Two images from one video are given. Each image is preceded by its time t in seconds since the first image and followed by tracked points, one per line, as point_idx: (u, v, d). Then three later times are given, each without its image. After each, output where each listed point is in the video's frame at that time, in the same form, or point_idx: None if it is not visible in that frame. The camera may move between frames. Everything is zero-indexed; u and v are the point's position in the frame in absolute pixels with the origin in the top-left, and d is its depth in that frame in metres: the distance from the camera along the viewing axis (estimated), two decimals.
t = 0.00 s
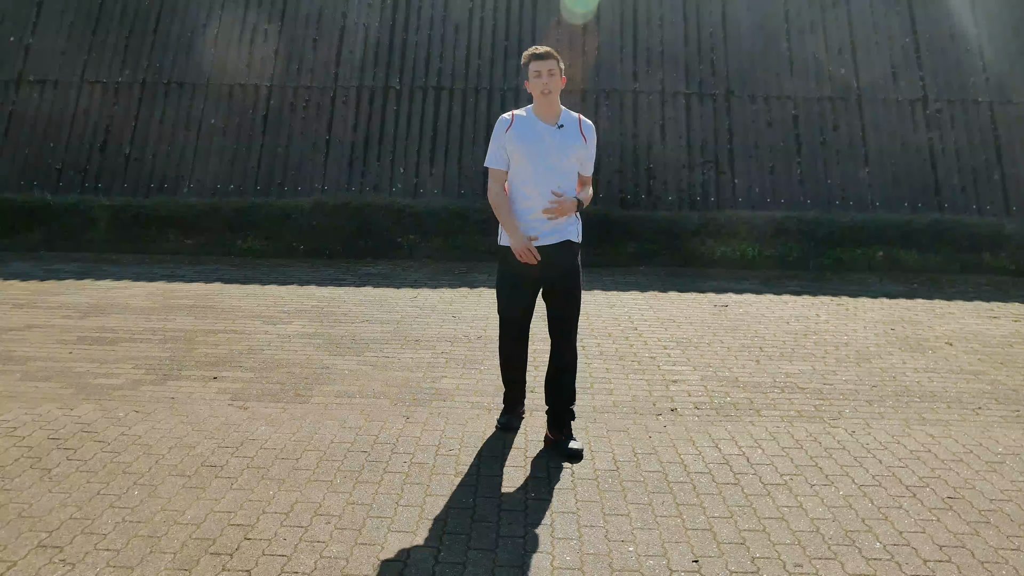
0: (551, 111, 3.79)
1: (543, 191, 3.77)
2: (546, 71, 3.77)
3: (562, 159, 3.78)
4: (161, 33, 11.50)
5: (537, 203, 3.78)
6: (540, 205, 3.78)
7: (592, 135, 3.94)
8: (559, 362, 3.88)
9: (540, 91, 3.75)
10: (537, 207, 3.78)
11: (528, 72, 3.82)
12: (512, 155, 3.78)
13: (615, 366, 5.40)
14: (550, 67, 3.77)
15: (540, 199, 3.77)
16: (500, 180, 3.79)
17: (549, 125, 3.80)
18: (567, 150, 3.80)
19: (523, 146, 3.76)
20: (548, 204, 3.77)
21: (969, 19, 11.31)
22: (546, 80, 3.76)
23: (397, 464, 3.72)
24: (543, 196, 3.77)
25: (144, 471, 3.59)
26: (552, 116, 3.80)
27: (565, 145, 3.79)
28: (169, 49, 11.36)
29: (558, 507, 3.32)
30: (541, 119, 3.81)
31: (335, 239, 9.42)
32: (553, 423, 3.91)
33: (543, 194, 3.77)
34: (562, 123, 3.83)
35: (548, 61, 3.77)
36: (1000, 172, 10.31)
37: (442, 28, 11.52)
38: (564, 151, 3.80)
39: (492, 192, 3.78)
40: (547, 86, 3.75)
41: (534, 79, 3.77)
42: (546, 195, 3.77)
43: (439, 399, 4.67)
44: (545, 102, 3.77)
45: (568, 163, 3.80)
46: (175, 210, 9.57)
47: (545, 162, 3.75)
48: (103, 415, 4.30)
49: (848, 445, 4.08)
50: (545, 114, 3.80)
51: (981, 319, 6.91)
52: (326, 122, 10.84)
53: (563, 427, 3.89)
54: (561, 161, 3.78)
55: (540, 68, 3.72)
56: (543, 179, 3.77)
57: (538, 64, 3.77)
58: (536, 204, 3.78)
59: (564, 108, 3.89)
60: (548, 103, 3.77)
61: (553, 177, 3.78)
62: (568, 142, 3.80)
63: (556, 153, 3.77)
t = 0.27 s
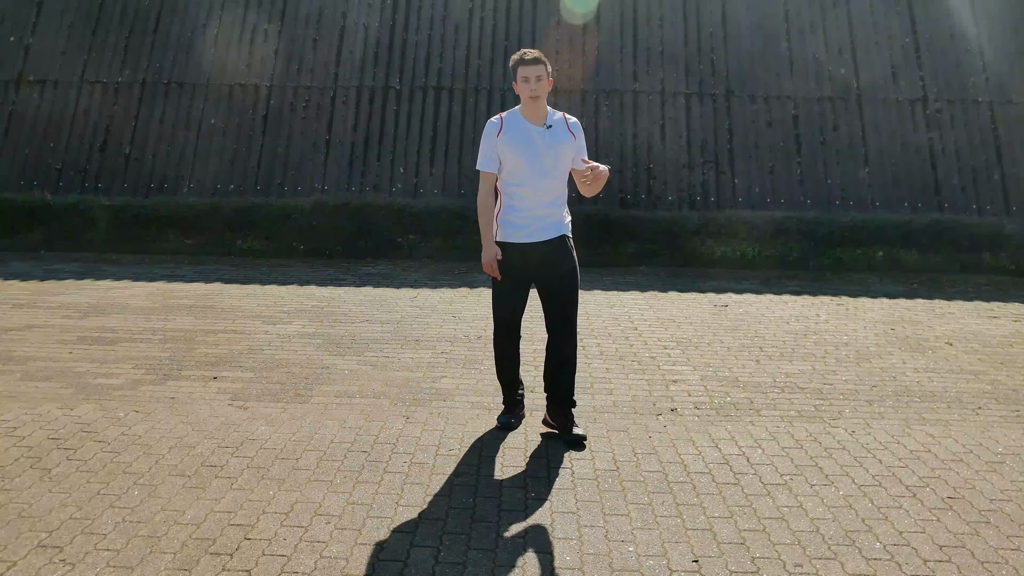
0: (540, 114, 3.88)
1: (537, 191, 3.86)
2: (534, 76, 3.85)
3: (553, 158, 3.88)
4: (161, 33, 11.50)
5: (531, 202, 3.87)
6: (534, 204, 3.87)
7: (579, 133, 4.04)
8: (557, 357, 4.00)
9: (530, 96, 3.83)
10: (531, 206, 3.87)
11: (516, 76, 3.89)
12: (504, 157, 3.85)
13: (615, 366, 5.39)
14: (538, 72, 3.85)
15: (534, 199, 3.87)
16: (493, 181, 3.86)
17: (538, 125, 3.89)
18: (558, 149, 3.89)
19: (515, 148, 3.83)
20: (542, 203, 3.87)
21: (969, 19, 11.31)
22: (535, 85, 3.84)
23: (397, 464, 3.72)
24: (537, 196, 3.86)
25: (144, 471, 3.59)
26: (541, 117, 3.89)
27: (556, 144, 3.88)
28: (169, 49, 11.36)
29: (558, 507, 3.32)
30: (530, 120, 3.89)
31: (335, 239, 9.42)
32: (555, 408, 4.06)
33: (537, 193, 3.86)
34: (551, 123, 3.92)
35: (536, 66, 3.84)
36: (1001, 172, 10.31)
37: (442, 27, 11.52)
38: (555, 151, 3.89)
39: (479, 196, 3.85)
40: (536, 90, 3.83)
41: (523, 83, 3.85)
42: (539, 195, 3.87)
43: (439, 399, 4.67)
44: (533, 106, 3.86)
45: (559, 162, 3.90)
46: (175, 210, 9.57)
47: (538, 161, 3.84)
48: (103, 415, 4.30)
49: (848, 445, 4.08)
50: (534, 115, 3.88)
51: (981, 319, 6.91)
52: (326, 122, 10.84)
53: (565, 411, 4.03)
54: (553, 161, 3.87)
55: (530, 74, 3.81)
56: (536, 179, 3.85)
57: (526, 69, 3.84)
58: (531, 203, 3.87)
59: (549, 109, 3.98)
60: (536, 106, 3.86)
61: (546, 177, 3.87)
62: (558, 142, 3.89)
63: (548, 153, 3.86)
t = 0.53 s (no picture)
0: (543, 114, 4.05)
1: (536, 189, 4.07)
2: (537, 78, 4.01)
3: (553, 157, 4.06)
4: (161, 32, 11.50)
5: (531, 199, 4.08)
6: (534, 201, 4.08)
7: (585, 130, 4.16)
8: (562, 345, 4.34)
9: (532, 96, 3.99)
10: (531, 203, 4.08)
11: (521, 78, 4.06)
12: (506, 157, 4.09)
13: (615, 366, 5.39)
14: (542, 74, 4.02)
15: (534, 196, 4.08)
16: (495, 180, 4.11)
17: (540, 125, 4.07)
18: (558, 148, 4.06)
19: (516, 148, 4.05)
20: (541, 201, 4.08)
21: (969, 19, 11.31)
22: (540, 86, 4.01)
23: (397, 464, 3.72)
24: (536, 194, 4.08)
25: (144, 471, 3.59)
26: (543, 117, 4.06)
27: (556, 144, 4.05)
28: (169, 49, 11.36)
29: (558, 507, 3.32)
30: (532, 121, 4.07)
31: (335, 239, 9.42)
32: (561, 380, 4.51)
33: (537, 191, 4.07)
34: (553, 123, 4.09)
35: (540, 69, 4.02)
36: (1000, 172, 10.31)
37: (442, 27, 11.52)
38: (555, 150, 4.06)
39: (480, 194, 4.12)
40: (539, 91, 4.00)
41: (527, 84, 4.03)
42: (539, 193, 4.08)
43: (439, 399, 4.67)
44: (538, 107, 4.03)
45: (559, 161, 4.07)
46: (175, 210, 9.57)
47: (537, 161, 4.04)
48: (103, 415, 4.30)
49: (848, 445, 4.08)
50: (537, 116, 4.06)
51: (981, 319, 6.92)
52: (325, 122, 10.84)
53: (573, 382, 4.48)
54: (552, 160, 4.06)
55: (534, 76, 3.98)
56: (536, 178, 4.06)
57: (530, 71, 4.02)
58: (531, 201, 4.09)
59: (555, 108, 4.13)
60: (540, 107, 4.03)
61: (546, 175, 4.06)
62: (558, 140, 4.06)
63: (547, 153, 4.05)
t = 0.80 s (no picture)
0: (559, 117, 4.18)
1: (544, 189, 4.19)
2: (552, 81, 4.10)
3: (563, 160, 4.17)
4: (161, 33, 11.50)
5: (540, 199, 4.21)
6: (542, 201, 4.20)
7: (600, 134, 4.22)
8: (563, 343, 4.48)
9: (547, 101, 4.11)
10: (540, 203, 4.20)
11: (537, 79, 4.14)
12: (524, 159, 4.30)
13: (615, 366, 5.39)
14: (556, 78, 4.10)
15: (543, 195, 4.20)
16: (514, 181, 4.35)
17: (554, 129, 4.19)
18: (569, 151, 4.16)
19: (530, 150, 4.24)
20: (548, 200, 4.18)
21: (969, 19, 11.31)
22: (555, 90, 4.10)
23: (397, 464, 3.72)
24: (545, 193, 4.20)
25: (144, 471, 3.60)
26: (557, 121, 4.17)
27: (566, 146, 4.16)
28: (169, 49, 11.36)
29: (558, 507, 3.32)
30: (548, 124, 4.21)
31: (335, 239, 9.43)
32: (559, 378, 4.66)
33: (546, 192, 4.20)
34: (568, 126, 4.20)
35: (555, 72, 4.08)
36: (1000, 172, 10.31)
37: (442, 28, 11.52)
38: (565, 153, 4.17)
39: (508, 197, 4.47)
40: (554, 95, 4.09)
41: (542, 87, 4.11)
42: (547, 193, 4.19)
43: (439, 399, 4.67)
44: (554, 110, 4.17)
45: (569, 163, 4.17)
46: (175, 210, 9.57)
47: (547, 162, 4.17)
48: (103, 415, 4.31)
49: (848, 445, 4.08)
50: (552, 119, 4.19)
51: (981, 319, 6.92)
52: (325, 122, 10.84)
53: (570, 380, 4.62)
54: (562, 161, 4.17)
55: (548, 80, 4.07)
56: (546, 179, 4.21)
57: (546, 74, 4.09)
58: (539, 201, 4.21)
59: (571, 111, 4.23)
60: (558, 111, 4.17)
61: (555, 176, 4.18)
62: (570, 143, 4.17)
63: (558, 155, 4.17)
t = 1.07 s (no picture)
0: (570, 114, 4.29)
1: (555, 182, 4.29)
2: (567, 79, 4.24)
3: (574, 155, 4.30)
4: (161, 33, 11.50)
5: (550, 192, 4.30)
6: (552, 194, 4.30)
7: (608, 131, 4.37)
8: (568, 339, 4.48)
9: (561, 97, 4.23)
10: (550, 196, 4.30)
11: (551, 77, 4.28)
12: (533, 152, 4.36)
13: (615, 366, 5.39)
14: (571, 76, 4.24)
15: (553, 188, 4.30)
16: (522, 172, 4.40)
17: (565, 124, 4.31)
18: (580, 146, 4.30)
19: (540, 144, 4.32)
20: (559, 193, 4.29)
21: (969, 19, 11.31)
22: (569, 88, 4.23)
23: (397, 464, 3.72)
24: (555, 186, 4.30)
25: (144, 471, 3.60)
26: (569, 117, 4.29)
27: (578, 142, 4.29)
28: (169, 49, 11.36)
29: (558, 507, 3.32)
30: (559, 120, 4.31)
31: (335, 239, 9.43)
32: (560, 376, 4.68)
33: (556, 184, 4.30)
34: (578, 122, 4.32)
35: (570, 71, 4.24)
36: (1000, 172, 10.30)
37: (442, 28, 11.52)
38: (576, 148, 4.30)
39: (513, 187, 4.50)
40: (567, 92, 4.23)
41: (556, 84, 4.25)
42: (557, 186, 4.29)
43: (439, 399, 4.67)
44: (564, 106, 4.27)
45: (580, 157, 4.29)
46: (175, 210, 9.57)
47: (558, 156, 4.27)
48: (103, 415, 4.31)
49: (848, 445, 4.08)
50: (563, 115, 4.30)
51: (981, 319, 6.92)
52: (325, 122, 10.84)
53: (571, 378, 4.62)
54: (573, 156, 4.29)
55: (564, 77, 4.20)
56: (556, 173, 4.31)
57: (561, 71, 4.23)
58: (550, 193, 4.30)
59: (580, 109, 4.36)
60: (569, 107, 4.27)
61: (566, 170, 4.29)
62: (581, 139, 4.29)
63: (569, 150, 4.29)
